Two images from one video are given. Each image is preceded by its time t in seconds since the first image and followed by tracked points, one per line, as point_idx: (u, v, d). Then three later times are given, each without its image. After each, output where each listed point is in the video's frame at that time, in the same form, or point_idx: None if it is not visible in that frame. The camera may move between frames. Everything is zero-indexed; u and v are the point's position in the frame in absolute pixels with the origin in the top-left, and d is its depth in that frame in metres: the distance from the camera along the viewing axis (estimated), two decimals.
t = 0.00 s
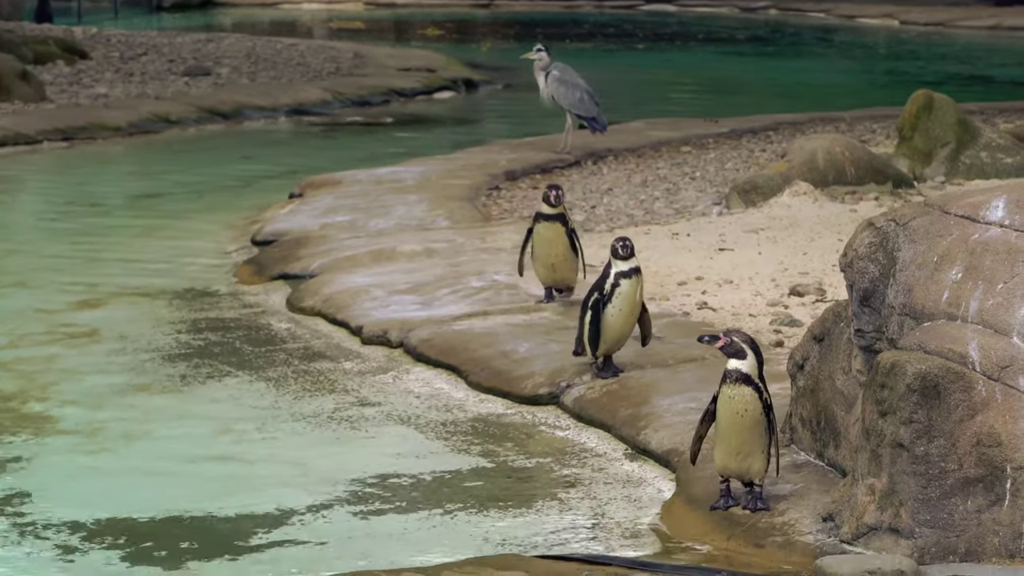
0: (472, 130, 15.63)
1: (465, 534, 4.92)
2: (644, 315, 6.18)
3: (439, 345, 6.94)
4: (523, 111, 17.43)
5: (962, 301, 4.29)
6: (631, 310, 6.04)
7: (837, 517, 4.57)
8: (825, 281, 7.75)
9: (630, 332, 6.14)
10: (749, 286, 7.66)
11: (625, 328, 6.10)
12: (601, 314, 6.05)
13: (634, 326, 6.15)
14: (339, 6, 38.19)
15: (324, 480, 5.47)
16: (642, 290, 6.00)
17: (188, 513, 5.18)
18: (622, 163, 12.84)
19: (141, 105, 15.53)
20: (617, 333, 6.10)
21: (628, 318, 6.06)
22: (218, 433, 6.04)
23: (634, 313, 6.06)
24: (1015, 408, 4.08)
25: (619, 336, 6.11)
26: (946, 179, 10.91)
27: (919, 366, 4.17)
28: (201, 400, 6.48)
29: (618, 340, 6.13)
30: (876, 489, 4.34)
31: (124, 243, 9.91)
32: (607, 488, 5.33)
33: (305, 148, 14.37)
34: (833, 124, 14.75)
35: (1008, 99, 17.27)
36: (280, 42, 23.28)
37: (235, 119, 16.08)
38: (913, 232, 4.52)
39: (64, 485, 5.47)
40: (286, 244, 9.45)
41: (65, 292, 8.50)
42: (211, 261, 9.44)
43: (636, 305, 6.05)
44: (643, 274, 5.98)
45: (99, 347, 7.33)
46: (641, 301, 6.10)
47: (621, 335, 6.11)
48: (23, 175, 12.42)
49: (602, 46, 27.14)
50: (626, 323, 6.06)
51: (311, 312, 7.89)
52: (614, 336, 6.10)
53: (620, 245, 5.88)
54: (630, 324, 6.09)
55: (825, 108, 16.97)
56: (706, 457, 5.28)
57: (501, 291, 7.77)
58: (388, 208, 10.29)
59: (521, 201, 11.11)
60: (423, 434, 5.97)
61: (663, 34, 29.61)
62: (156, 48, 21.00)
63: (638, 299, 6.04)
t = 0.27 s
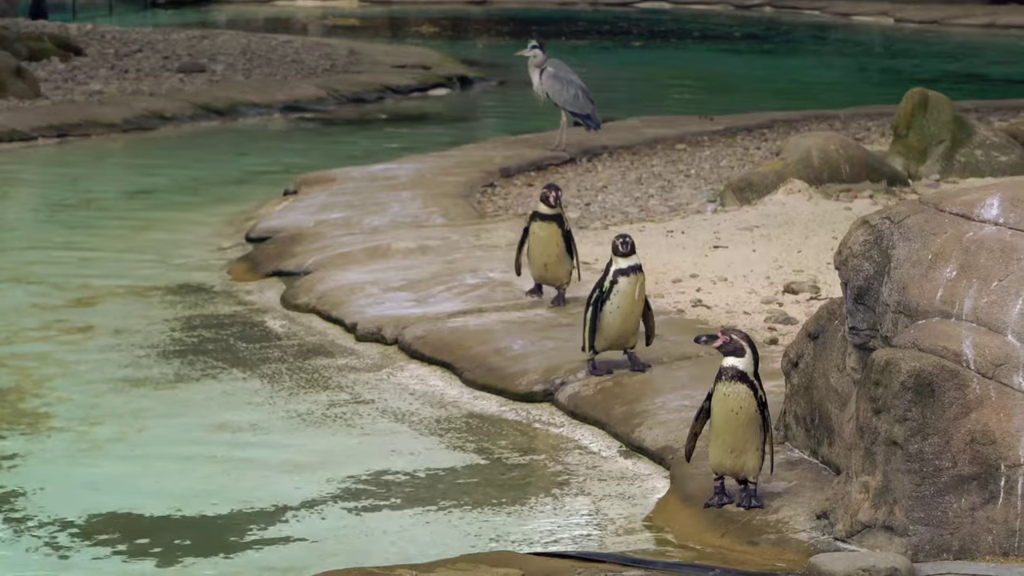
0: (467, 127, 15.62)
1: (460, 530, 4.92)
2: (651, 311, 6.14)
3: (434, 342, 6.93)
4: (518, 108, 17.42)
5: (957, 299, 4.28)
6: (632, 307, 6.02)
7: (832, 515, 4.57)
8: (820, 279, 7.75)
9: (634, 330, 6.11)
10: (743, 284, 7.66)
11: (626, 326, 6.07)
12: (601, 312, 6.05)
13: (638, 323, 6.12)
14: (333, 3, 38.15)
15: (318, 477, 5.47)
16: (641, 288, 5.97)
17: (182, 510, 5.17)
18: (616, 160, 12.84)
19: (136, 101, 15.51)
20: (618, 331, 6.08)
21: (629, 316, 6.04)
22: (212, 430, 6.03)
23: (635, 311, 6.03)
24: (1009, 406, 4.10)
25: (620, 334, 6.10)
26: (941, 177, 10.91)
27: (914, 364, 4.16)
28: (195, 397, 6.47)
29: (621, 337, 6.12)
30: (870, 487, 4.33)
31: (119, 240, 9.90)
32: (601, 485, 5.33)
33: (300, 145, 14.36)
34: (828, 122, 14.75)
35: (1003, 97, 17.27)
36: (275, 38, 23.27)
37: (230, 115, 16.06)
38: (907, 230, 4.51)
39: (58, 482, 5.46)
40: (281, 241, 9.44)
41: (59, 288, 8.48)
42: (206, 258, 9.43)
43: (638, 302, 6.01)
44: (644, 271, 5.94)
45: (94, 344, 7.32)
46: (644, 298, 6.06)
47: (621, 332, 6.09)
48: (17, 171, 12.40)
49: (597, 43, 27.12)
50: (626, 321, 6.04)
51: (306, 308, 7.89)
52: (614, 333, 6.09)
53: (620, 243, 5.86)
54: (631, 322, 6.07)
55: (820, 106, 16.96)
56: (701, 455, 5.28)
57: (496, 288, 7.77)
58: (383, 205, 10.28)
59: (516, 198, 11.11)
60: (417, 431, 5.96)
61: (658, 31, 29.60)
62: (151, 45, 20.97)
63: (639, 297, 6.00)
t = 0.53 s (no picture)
0: (461, 121, 15.61)
1: (454, 523, 4.92)
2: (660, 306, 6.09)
3: (428, 336, 6.93)
4: (513, 102, 17.41)
5: (951, 293, 4.29)
6: (641, 299, 5.96)
7: (826, 508, 4.57)
8: (814, 273, 7.74)
9: (641, 323, 6.05)
10: (737, 278, 7.66)
11: (633, 318, 6.02)
12: (610, 301, 6.01)
13: (647, 316, 6.06)
14: None
15: (312, 470, 5.46)
16: (652, 278, 5.92)
17: (176, 503, 5.17)
18: (611, 154, 12.84)
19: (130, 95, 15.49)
20: (626, 323, 6.02)
21: (637, 307, 5.98)
22: (207, 423, 6.02)
23: (644, 302, 5.97)
24: (1003, 400, 4.08)
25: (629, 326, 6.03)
26: (935, 171, 10.91)
27: (907, 358, 4.18)
28: (190, 389, 6.47)
29: (629, 330, 6.06)
30: (864, 481, 4.35)
31: (113, 233, 9.88)
32: (595, 478, 5.33)
33: (294, 138, 14.35)
34: (822, 116, 14.75)
35: (997, 91, 17.28)
36: (269, 32, 23.24)
37: (225, 109, 16.04)
38: (902, 224, 4.52)
39: (52, 475, 5.45)
40: (275, 234, 9.44)
41: (53, 281, 8.47)
42: (200, 251, 9.42)
43: (647, 294, 5.96)
44: (654, 262, 5.90)
45: (87, 336, 7.31)
46: (654, 290, 6.00)
47: (628, 323, 6.03)
48: (11, 164, 12.38)
49: (592, 37, 27.11)
50: (635, 312, 5.98)
51: (300, 302, 7.88)
52: (620, 324, 6.04)
53: (631, 230, 5.83)
54: (639, 314, 6.01)
55: (814, 100, 16.97)
56: (695, 449, 5.28)
57: (490, 282, 7.76)
58: (378, 199, 10.27)
59: (510, 192, 11.10)
60: (411, 424, 5.96)
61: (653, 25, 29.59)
62: (145, 38, 20.94)
63: (649, 288, 5.95)
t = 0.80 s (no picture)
0: (454, 111, 15.59)
1: (446, 514, 4.91)
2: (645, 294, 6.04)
3: (419, 326, 6.92)
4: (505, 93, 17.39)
5: (943, 283, 4.29)
6: (616, 288, 5.95)
7: (817, 500, 4.57)
8: (806, 264, 7.74)
9: (625, 315, 6.01)
10: (729, 269, 7.66)
11: (615, 310, 5.99)
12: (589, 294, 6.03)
13: (631, 307, 6.02)
14: None
15: (304, 460, 5.45)
16: (624, 268, 5.91)
17: (167, 494, 5.16)
18: (603, 145, 12.83)
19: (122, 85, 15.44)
20: (608, 315, 6.00)
21: (616, 298, 5.97)
22: (198, 413, 6.01)
23: (620, 292, 5.95)
24: (995, 391, 4.09)
25: (610, 318, 6.01)
26: (927, 163, 10.91)
27: (899, 349, 4.16)
28: (181, 380, 6.46)
29: (613, 323, 6.04)
30: (855, 472, 4.34)
31: (106, 224, 9.86)
32: (586, 469, 5.32)
33: (286, 129, 14.32)
34: (815, 107, 14.75)
35: (989, 82, 17.29)
36: (261, 22, 23.19)
37: (217, 99, 16.00)
38: (894, 216, 4.52)
39: (43, 466, 5.43)
40: (267, 225, 9.42)
41: (45, 271, 8.45)
42: (192, 242, 9.40)
43: (622, 283, 5.94)
44: (626, 251, 5.88)
45: (79, 327, 7.29)
46: (632, 279, 5.97)
47: (611, 315, 6.01)
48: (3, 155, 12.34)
49: (584, 27, 27.08)
50: (614, 304, 5.97)
51: (292, 293, 7.87)
52: (605, 317, 6.02)
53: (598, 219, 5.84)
54: (619, 305, 5.98)
55: (806, 91, 16.96)
56: (686, 440, 5.28)
57: (482, 272, 7.76)
58: (370, 190, 10.25)
59: (503, 183, 11.09)
60: (403, 414, 5.95)
61: (646, 16, 29.57)
62: (137, 28, 20.88)
63: (623, 277, 5.93)
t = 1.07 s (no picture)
0: (444, 103, 15.57)
1: (435, 505, 4.91)
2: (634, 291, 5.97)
3: (409, 318, 6.91)
4: (495, 85, 17.37)
5: (932, 276, 4.29)
6: (603, 284, 5.91)
7: (806, 492, 4.57)
8: (795, 256, 7.75)
9: (613, 311, 5.97)
10: (719, 261, 7.66)
11: (603, 305, 5.95)
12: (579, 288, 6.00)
13: (620, 303, 5.97)
14: None
15: (293, 452, 5.44)
16: (611, 263, 5.86)
17: (157, 485, 5.14)
18: (593, 137, 12.82)
19: (111, 77, 15.39)
20: (596, 310, 5.98)
21: (603, 293, 5.93)
22: (188, 404, 6.00)
23: (608, 287, 5.92)
24: (984, 384, 4.09)
25: (597, 313, 5.98)
26: (917, 155, 10.92)
27: (888, 342, 4.16)
28: (171, 371, 6.44)
29: (602, 318, 6.00)
30: (844, 464, 4.34)
31: (95, 215, 9.83)
32: (576, 461, 5.32)
33: (276, 121, 14.29)
34: (804, 100, 14.75)
35: (979, 75, 17.30)
36: (251, 14, 23.13)
37: (206, 91, 15.96)
38: (884, 208, 4.52)
39: (32, 457, 5.42)
40: (256, 217, 9.40)
41: (34, 263, 8.42)
42: (181, 233, 9.38)
43: (609, 279, 5.90)
44: (615, 247, 5.83)
45: (68, 319, 7.26)
46: (621, 275, 5.92)
47: (599, 310, 5.97)
48: None
49: (574, 20, 27.06)
50: (600, 299, 5.94)
51: (282, 285, 7.85)
52: (593, 312, 5.99)
53: (590, 216, 5.77)
54: (606, 300, 5.94)
55: (796, 84, 16.97)
56: (676, 432, 5.28)
57: (472, 265, 7.75)
58: (359, 182, 10.23)
59: (492, 175, 11.08)
60: (392, 406, 5.95)
61: (636, 8, 29.55)
62: (126, 20, 20.81)
63: (609, 274, 5.89)
